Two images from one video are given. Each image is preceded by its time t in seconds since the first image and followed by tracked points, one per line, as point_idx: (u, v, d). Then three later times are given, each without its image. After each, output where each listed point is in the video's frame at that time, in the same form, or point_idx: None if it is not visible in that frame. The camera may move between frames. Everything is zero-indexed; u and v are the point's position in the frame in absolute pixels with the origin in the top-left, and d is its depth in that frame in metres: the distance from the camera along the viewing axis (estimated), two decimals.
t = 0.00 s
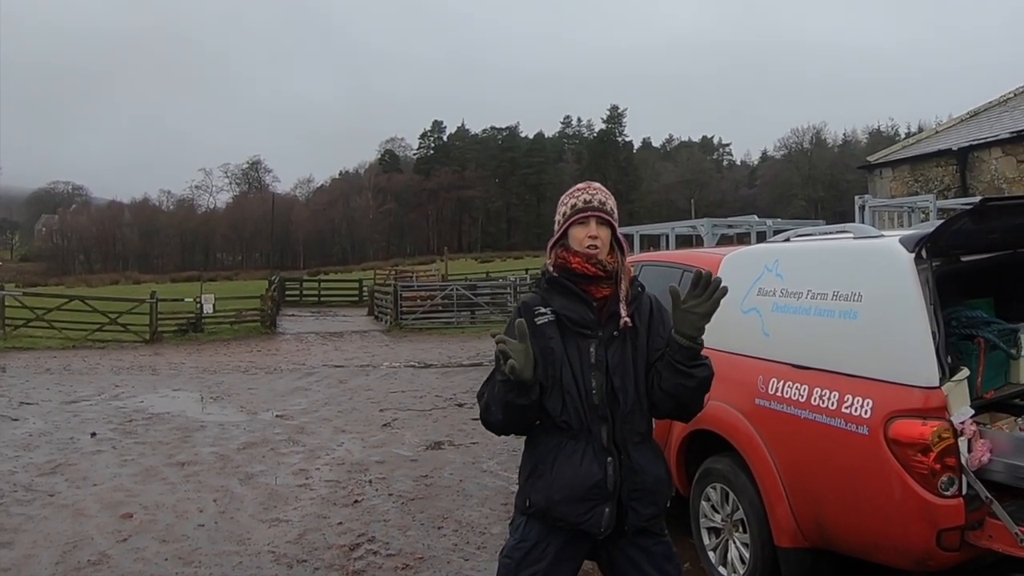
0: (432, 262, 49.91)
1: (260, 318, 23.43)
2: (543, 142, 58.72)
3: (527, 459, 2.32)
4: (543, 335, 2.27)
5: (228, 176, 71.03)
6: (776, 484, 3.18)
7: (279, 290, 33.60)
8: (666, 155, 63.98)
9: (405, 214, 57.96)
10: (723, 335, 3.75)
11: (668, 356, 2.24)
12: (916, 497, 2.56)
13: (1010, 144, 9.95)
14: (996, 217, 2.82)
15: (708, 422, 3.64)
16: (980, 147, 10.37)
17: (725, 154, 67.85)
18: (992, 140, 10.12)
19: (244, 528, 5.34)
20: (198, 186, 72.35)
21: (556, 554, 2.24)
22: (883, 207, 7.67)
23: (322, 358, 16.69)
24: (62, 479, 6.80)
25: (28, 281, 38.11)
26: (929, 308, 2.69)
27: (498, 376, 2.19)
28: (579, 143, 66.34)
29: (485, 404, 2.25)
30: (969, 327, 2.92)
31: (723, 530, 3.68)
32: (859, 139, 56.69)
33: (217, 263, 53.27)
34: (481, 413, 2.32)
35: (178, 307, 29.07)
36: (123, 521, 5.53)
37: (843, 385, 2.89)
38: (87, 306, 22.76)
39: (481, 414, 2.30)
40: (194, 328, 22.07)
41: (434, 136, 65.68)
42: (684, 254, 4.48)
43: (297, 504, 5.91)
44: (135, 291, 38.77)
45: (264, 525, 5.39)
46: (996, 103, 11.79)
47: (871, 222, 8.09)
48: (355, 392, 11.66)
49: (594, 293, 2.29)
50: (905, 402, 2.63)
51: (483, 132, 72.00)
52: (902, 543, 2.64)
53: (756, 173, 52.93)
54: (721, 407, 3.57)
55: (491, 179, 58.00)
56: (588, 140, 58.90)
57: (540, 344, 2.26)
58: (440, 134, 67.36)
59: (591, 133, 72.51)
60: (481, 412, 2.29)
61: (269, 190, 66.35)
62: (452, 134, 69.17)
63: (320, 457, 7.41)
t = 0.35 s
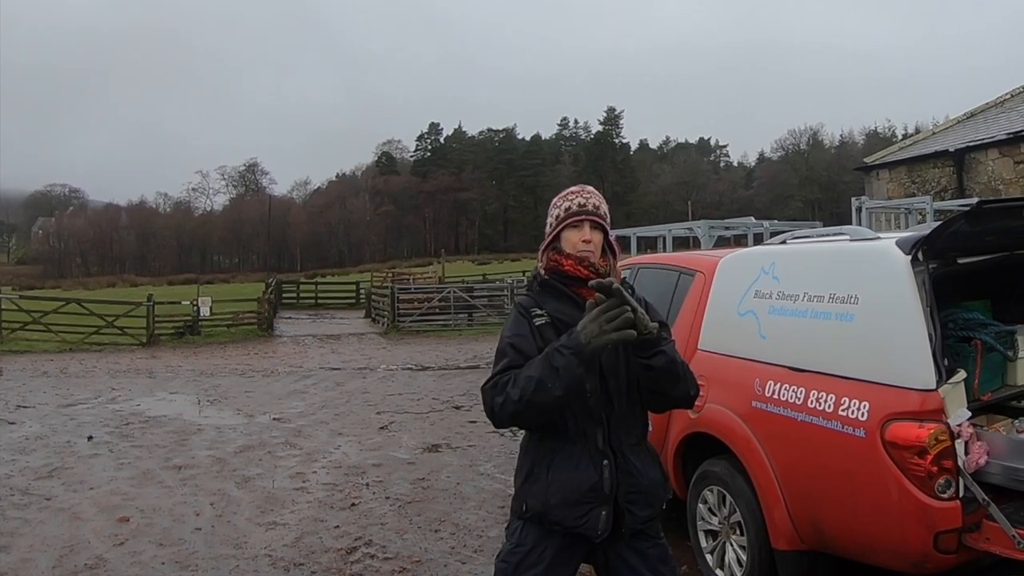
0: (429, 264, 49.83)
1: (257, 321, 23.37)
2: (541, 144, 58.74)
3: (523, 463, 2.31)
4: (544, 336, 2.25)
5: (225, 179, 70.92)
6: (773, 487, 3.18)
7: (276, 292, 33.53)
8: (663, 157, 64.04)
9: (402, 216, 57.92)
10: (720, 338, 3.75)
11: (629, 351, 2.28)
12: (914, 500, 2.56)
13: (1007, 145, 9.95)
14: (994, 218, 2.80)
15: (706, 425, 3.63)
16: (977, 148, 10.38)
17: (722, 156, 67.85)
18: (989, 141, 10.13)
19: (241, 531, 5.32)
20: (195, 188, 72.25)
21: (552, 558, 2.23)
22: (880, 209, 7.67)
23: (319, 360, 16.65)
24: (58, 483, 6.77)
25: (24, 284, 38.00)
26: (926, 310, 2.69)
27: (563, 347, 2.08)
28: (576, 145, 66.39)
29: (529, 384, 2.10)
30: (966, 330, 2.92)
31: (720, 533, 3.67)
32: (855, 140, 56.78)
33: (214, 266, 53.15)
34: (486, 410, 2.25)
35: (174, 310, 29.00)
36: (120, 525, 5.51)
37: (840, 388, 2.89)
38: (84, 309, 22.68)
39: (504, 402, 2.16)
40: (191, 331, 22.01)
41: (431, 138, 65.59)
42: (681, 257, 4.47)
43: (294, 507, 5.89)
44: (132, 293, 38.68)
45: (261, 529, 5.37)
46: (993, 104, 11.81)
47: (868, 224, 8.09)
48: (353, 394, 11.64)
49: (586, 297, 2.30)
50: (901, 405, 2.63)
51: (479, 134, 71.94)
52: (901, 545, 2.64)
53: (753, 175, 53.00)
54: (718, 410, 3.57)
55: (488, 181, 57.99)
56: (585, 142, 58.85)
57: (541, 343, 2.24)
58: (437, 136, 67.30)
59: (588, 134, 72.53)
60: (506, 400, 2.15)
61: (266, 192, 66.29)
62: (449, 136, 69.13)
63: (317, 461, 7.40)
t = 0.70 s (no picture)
0: (422, 266, 49.80)
1: (250, 323, 23.28)
2: (534, 145, 58.79)
3: (517, 465, 2.30)
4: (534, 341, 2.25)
5: (217, 180, 70.70)
6: (767, 488, 3.18)
7: (269, 294, 33.44)
8: (656, 158, 64.16)
9: (395, 218, 57.84)
10: (713, 339, 3.75)
11: (638, 358, 2.27)
12: (907, 501, 2.56)
13: (1000, 146, 10.00)
14: (985, 220, 2.81)
15: (699, 427, 3.64)
16: (970, 149, 10.44)
17: (715, 157, 68.03)
18: (982, 142, 10.19)
19: (234, 534, 5.30)
20: (188, 190, 72.03)
21: (547, 559, 2.22)
22: (873, 210, 7.71)
23: (312, 362, 16.61)
24: (52, 485, 6.73)
25: (16, 287, 37.78)
26: (919, 312, 2.70)
27: (510, 372, 2.11)
28: (569, 147, 66.46)
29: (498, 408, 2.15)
30: (960, 331, 2.93)
31: (714, 534, 3.67)
32: (848, 142, 57.01)
33: (206, 267, 53.02)
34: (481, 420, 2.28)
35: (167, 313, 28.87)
36: (113, 528, 5.47)
37: (833, 389, 2.89)
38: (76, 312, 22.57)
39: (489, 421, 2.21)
40: (183, 333, 21.93)
41: (423, 139, 65.52)
42: (674, 258, 4.47)
43: (287, 509, 5.86)
44: (125, 295, 38.52)
45: (255, 531, 5.34)
46: (985, 105, 11.88)
47: (862, 225, 8.13)
48: (346, 396, 11.61)
49: (579, 301, 2.29)
50: (895, 406, 2.63)
51: (472, 135, 71.96)
52: (893, 546, 2.64)
53: (746, 176, 53.17)
54: (712, 411, 3.57)
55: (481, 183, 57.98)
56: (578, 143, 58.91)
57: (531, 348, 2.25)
58: (430, 137, 67.22)
59: (581, 135, 72.63)
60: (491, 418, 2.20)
61: (259, 194, 66.11)
62: (442, 137, 69.11)
63: (311, 463, 7.37)
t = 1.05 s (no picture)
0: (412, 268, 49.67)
1: (239, 324, 23.12)
2: (525, 148, 58.82)
3: (507, 467, 2.29)
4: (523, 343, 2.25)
5: (207, 181, 70.34)
6: (757, 491, 3.18)
7: (258, 296, 33.29)
8: (647, 161, 64.35)
9: (385, 219, 57.72)
10: (704, 342, 3.76)
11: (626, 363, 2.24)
12: (897, 504, 2.57)
13: (990, 151, 10.08)
14: (976, 225, 2.83)
15: (689, 429, 3.64)
16: (960, 153, 10.52)
17: (706, 161, 68.22)
18: (972, 147, 10.26)
19: (223, 536, 5.25)
20: (177, 191, 71.69)
21: (537, 562, 2.21)
22: (864, 214, 7.73)
23: (301, 364, 16.51)
24: (40, 486, 6.66)
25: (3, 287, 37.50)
26: (910, 316, 2.70)
27: (505, 378, 2.10)
28: (560, 150, 66.54)
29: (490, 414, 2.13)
30: (950, 335, 2.94)
31: (705, 537, 3.67)
32: (838, 146, 57.33)
33: (195, 269, 52.73)
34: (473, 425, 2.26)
35: (155, 314, 28.65)
36: (102, 530, 5.42)
37: (824, 392, 2.89)
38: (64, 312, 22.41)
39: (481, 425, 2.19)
40: (172, 334, 21.79)
41: (414, 141, 65.37)
42: (664, 262, 4.48)
43: (277, 511, 5.82)
44: (114, 296, 38.27)
45: (244, 533, 5.30)
46: (975, 110, 11.96)
47: (852, 229, 8.16)
48: (335, 399, 11.56)
49: (570, 304, 2.28)
50: (885, 409, 2.64)
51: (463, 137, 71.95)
52: (884, 549, 2.64)
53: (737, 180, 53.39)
54: (702, 414, 3.57)
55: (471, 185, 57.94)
56: (569, 146, 58.97)
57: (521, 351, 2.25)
58: (421, 139, 67.13)
59: (572, 138, 72.73)
60: (483, 423, 2.18)
61: (249, 195, 65.84)
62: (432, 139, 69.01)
63: (300, 465, 7.33)
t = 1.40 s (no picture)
0: (404, 267, 49.64)
1: (230, 323, 23.01)
2: (517, 147, 58.79)
3: (501, 465, 2.27)
4: (521, 341, 2.24)
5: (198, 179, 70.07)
6: (750, 492, 3.18)
7: (249, 294, 33.15)
8: (639, 161, 64.43)
9: (376, 219, 57.57)
10: (697, 342, 3.75)
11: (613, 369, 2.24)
12: (890, 505, 2.57)
13: (983, 152, 10.13)
14: (970, 225, 2.83)
15: (682, 430, 3.63)
16: (953, 154, 10.57)
17: (698, 161, 68.38)
18: (965, 148, 10.31)
19: (214, 535, 5.21)
20: (168, 189, 71.38)
21: (528, 562, 2.20)
22: (856, 215, 7.75)
23: (292, 363, 16.46)
24: (30, 485, 6.60)
25: None
26: (903, 317, 2.71)
27: (549, 367, 2.08)
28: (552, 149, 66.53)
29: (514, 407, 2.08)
30: (943, 336, 2.94)
31: (696, 538, 3.66)
32: (830, 147, 57.53)
33: (187, 267, 52.57)
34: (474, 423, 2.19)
35: (146, 312, 28.52)
36: (93, 529, 5.37)
37: (817, 393, 2.89)
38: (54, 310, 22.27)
39: (490, 421, 2.12)
40: (163, 332, 21.68)
41: (406, 140, 65.28)
42: (656, 262, 4.47)
43: (268, 511, 5.79)
44: (105, 294, 38.08)
45: (235, 533, 5.26)
46: (968, 112, 12.02)
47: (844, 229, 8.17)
48: (327, 398, 11.51)
49: (564, 301, 2.28)
50: (878, 409, 2.64)
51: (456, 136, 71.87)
52: (877, 549, 2.65)
53: (729, 179, 53.52)
54: (695, 414, 3.56)
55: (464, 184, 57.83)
56: (561, 146, 58.99)
57: (522, 349, 2.23)
58: (413, 138, 67.00)
59: (564, 138, 72.75)
60: (494, 419, 2.11)
61: (240, 193, 65.60)
62: (425, 137, 68.89)
63: (291, 464, 7.29)
